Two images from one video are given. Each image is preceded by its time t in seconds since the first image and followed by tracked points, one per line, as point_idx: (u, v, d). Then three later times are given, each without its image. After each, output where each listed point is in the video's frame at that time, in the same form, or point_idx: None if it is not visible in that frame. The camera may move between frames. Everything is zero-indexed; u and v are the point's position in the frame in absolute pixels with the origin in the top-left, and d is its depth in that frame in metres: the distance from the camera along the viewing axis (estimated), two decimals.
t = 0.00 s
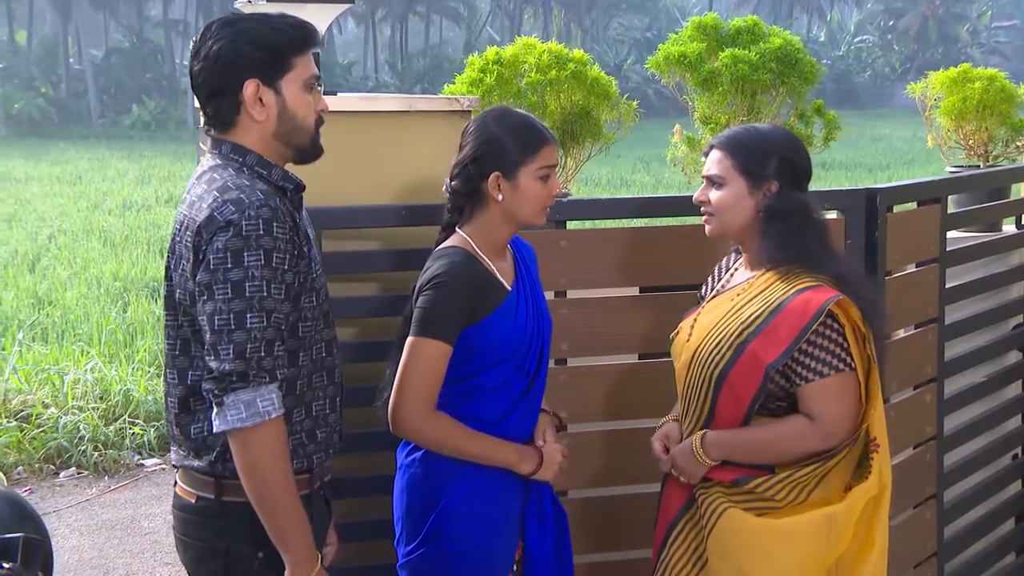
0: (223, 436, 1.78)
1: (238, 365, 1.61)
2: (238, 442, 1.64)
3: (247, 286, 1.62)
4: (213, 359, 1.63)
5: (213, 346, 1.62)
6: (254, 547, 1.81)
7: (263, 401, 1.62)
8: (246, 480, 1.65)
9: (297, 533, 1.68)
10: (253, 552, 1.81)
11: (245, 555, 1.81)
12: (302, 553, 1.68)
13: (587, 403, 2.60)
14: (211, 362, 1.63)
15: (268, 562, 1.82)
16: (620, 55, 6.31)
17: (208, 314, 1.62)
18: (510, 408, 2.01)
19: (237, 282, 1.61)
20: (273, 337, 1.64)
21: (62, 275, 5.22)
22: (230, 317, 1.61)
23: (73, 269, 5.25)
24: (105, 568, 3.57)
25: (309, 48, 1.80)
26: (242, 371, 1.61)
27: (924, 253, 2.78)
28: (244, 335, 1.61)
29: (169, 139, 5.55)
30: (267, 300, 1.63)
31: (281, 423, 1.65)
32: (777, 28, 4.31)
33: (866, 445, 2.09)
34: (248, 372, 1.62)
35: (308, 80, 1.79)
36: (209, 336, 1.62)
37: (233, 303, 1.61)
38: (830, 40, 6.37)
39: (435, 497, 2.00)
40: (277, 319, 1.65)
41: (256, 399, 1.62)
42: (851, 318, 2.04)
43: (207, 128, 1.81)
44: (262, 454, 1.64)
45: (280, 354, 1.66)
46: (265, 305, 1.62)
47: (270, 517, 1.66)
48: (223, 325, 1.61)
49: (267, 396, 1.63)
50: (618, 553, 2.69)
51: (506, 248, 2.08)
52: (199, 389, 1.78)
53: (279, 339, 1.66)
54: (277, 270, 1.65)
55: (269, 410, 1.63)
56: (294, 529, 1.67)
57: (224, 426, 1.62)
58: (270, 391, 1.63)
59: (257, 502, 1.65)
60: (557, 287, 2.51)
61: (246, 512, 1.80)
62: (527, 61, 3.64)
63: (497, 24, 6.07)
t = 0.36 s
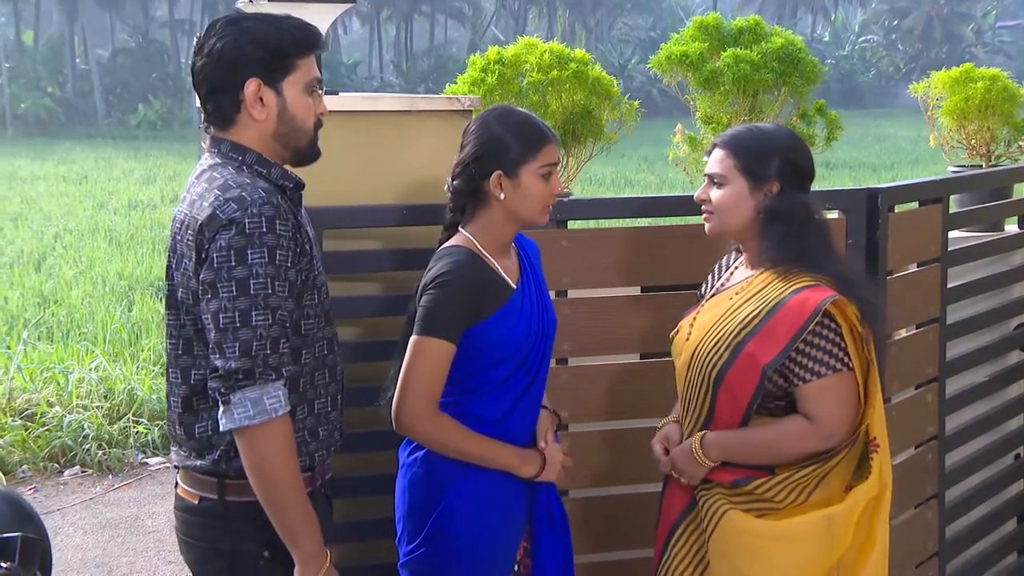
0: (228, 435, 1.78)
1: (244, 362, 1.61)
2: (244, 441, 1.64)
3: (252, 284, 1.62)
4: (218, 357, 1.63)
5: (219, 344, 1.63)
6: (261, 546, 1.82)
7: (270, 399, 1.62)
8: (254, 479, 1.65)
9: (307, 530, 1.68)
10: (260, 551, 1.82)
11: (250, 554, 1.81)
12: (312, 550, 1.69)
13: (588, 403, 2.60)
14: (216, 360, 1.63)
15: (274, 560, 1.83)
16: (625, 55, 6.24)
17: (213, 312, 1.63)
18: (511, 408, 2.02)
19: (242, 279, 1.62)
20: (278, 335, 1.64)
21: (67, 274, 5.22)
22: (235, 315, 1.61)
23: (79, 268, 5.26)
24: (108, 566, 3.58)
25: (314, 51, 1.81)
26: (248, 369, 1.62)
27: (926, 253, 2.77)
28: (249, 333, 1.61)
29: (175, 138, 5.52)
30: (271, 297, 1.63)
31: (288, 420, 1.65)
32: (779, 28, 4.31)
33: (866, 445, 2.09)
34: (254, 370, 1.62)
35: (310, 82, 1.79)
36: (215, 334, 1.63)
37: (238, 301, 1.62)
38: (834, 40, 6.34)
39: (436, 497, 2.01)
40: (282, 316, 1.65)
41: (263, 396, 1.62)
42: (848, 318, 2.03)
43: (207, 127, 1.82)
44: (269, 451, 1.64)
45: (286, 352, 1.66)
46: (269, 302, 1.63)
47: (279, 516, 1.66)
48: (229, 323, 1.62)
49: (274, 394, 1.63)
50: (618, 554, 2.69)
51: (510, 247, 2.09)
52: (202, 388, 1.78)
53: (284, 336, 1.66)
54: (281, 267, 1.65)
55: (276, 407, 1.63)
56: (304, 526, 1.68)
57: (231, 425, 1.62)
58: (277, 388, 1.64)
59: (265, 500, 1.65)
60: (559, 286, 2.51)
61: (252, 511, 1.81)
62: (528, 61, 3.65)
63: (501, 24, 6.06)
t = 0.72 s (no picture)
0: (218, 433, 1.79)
1: (228, 361, 1.62)
2: (229, 439, 1.65)
3: (237, 282, 1.63)
4: (204, 355, 1.65)
5: (205, 342, 1.64)
6: (251, 545, 1.82)
7: (253, 398, 1.63)
8: (236, 478, 1.66)
9: (289, 531, 1.70)
10: (250, 549, 1.82)
11: (241, 553, 1.82)
12: (292, 550, 1.71)
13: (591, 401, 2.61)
14: (202, 358, 1.65)
15: (264, 559, 1.83)
16: (629, 54, 6.15)
17: (199, 310, 1.64)
18: (516, 404, 2.03)
19: (227, 278, 1.63)
20: (264, 334, 1.65)
21: (73, 272, 5.23)
22: (220, 313, 1.63)
23: (85, 267, 5.26)
24: (112, 563, 3.60)
25: (319, 57, 1.82)
26: (232, 367, 1.63)
27: (927, 252, 2.78)
28: (234, 331, 1.63)
29: (182, 138, 5.40)
30: (257, 296, 1.64)
31: (272, 419, 1.66)
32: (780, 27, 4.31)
33: (866, 447, 2.09)
34: (238, 368, 1.63)
35: (310, 88, 1.80)
36: (201, 332, 1.64)
37: (223, 300, 1.63)
38: (837, 39, 6.30)
39: (440, 496, 2.02)
40: (268, 315, 1.66)
41: (247, 395, 1.63)
42: (846, 320, 2.04)
43: (207, 122, 1.83)
44: (253, 450, 1.65)
45: (271, 351, 1.67)
46: (255, 301, 1.64)
47: (261, 515, 1.68)
48: (214, 322, 1.63)
49: (257, 393, 1.64)
50: (616, 552, 2.75)
51: (514, 244, 2.10)
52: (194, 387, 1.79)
53: (270, 335, 1.67)
54: (268, 266, 1.66)
55: (260, 406, 1.64)
56: (287, 527, 1.69)
57: (214, 423, 1.64)
58: (261, 388, 1.65)
59: (248, 499, 1.66)
60: (560, 285, 2.52)
61: (241, 511, 1.82)
62: (530, 59, 3.65)
63: (506, 24, 5.95)
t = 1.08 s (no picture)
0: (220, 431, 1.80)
1: (235, 359, 1.63)
2: (234, 436, 1.66)
3: (244, 280, 1.64)
4: (210, 352, 1.65)
5: (211, 340, 1.65)
6: (251, 542, 1.84)
7: (259, 396, 1.65)
8: (240, 473, 1.67)
9: (292, 527, 1.71)
10: (251, 547, 1.84)
11: (241, 550, 1.84)
12: (295, 549, 1.72)
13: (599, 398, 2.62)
14: (207, 355, 1.65)
15: (264, 557, 1.85)
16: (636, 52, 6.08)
17: (206, 307, 1.65)
18: (520, 403, 2.04)
19: (235, 276, 1.64)
20: (270, 332, 1.66)
21: (83, 269, 5.25)
22: (227, 311, 1.63)
23: (94, 264, 5.27)
24: (120, 559, 3.62)
25: (337, 66, 1.84)
26: (238, 365, 1.64)
27: (931, 250, 2.82)
28: (240, 329, 1.63)
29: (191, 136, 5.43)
30: (264, 295, 1.65)
31: (277, 416, 1.68)
32: (786, 25, 4.30)
33: (875, 454, 2.10)
34: (244, 366, 1.64)
35: (325, 94, 1.81)
36: (207, 330, 1.65)
37: (230, 297, 1.64)
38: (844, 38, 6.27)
39: (448, 493, 2.03)
40: (274, 314, 1.67)
41: (252, 393, 1.64)
42: (853, 327, 2.03)
43: (219, 118, 1.84)
44: (257, 447, 1.66)
45: (277, 349, 1.68)
46: (261, 300, 1.65)
47: (265, 511, 1.68)
48: (220, 319, 1.64)
49: (263, 391, 1.65)
50: (620, 549, 2.78)
51: (520, 241, 2.10)
52: (197, 384, 1.81)
53: (276, 334, 1.68)
54: (275, 264, 1.67)
55: (265, 404, 1.65)
56: (290, 523, 1.70)
57: (219, 421, 1.64)
58: (267, 386, 1.66)
59: (251, 495, 1.68)
60: (564, 283, 2.53)
61: (242, 508, 1.83)
62: (535, 57, 3.66)
63: (514, 22, 5.96)
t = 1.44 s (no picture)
0: (226, 429, 1.81)
1: (245, 359, 1.64)
2: (243, 435, 1.66)
3: (255, 281, 1.65)
4: (219, 352, 1.66)
5: (221, 339, 1.65)
6: (255, 538, 1.85)
7: (269, 396, 1.65)
8: (251, 470, 1.68)
9: (304, 524, 1.71)
10: (254, 543, 1.85)
11: (245, 546, 1.85)
12: (309, 545, 1.72)
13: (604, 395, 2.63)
14: (217, 355, 1.66)
15: (268, 553, 1.86)
16: (642, 50, 6.08)
17: (215, 307, 1.65)
18: (525, 400, 2.04)
19: (245, 276, 1.64)
20: (279, 332, 1.67)
21: (90, 267, 5.17)
22: (237, 311, 1.64)
23: (102, 262, 5.19)
24: (126, 555, 3.63)
25: (349, 68, 1.84)
26: (248, 365, 1.64)
27: (936, 247, 2.83)
28: (250, 329, 1.64)
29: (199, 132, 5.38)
30: (273, 295, 1.66)
31: (286, 416, 1.68)
32: (790, 22, 4.28)
33: (880, 451, 2.09)
34: (254, 366, 1.65)
35: (337, 95, 1.82)
36: (216, 329, 1.66)
37: (240, 297, 1.64)
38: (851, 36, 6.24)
39: (453, 487, 2.04)
40: (283, 314, 1.68)
41: (262, 393, 1.65)
42: (861, 325, 2.03)
43: (230, 116, 1.84)
44: (267, 446, 1.67)
45: (286, 349, 1.69)
46: (271, 300, 1.65)
47: (276, 501, 1.69)
48: (230, 319, 1.64)
49: (273, 391, 1.66)
50: (619, 547, 2.78)
51: (525, 238, 2.10)
52: (204, 381, 1.81)
53: (285, 333, 1.69)
54: (284, 265, 1.68)
55: (275, 404, 1.66)
56: (301, 519, 1.71)
57: (229, 420, 1.65)
58: (276, 385, 1.66)
59: (262, 492, 1.68)
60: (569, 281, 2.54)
61: (247, 504, 1.84)
62: (540, 55, 3.66)
63: (520, 20, 5.87)
